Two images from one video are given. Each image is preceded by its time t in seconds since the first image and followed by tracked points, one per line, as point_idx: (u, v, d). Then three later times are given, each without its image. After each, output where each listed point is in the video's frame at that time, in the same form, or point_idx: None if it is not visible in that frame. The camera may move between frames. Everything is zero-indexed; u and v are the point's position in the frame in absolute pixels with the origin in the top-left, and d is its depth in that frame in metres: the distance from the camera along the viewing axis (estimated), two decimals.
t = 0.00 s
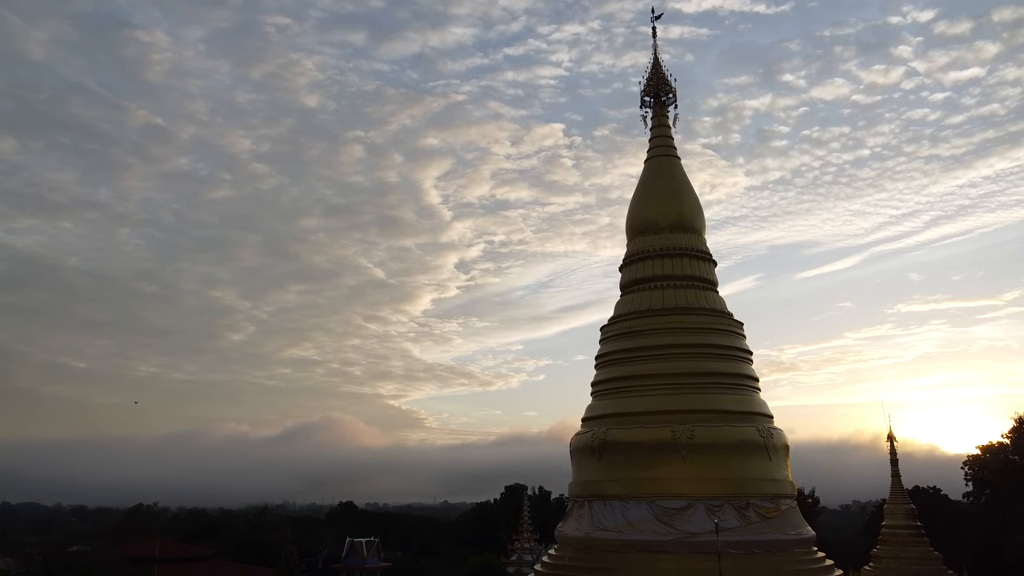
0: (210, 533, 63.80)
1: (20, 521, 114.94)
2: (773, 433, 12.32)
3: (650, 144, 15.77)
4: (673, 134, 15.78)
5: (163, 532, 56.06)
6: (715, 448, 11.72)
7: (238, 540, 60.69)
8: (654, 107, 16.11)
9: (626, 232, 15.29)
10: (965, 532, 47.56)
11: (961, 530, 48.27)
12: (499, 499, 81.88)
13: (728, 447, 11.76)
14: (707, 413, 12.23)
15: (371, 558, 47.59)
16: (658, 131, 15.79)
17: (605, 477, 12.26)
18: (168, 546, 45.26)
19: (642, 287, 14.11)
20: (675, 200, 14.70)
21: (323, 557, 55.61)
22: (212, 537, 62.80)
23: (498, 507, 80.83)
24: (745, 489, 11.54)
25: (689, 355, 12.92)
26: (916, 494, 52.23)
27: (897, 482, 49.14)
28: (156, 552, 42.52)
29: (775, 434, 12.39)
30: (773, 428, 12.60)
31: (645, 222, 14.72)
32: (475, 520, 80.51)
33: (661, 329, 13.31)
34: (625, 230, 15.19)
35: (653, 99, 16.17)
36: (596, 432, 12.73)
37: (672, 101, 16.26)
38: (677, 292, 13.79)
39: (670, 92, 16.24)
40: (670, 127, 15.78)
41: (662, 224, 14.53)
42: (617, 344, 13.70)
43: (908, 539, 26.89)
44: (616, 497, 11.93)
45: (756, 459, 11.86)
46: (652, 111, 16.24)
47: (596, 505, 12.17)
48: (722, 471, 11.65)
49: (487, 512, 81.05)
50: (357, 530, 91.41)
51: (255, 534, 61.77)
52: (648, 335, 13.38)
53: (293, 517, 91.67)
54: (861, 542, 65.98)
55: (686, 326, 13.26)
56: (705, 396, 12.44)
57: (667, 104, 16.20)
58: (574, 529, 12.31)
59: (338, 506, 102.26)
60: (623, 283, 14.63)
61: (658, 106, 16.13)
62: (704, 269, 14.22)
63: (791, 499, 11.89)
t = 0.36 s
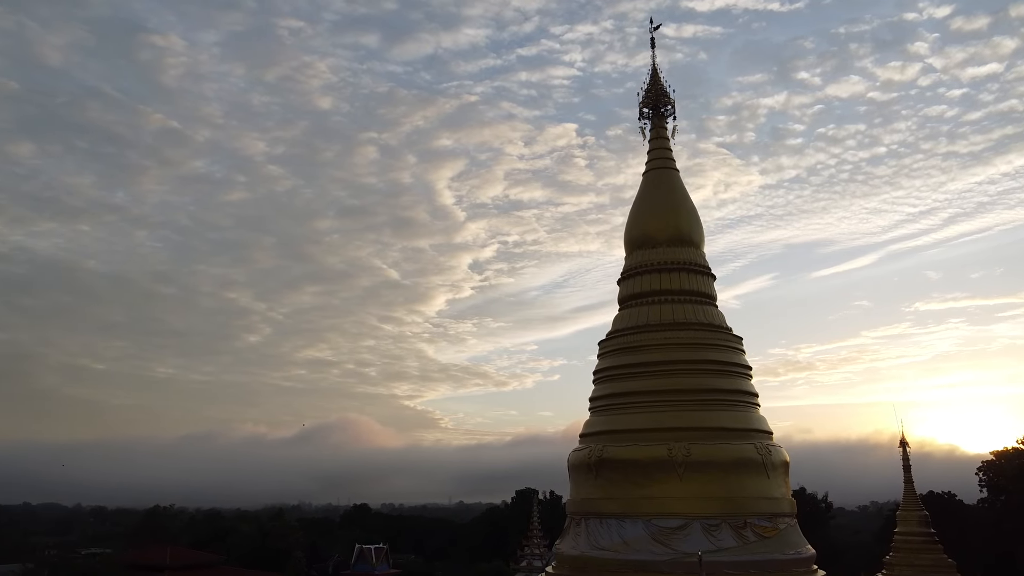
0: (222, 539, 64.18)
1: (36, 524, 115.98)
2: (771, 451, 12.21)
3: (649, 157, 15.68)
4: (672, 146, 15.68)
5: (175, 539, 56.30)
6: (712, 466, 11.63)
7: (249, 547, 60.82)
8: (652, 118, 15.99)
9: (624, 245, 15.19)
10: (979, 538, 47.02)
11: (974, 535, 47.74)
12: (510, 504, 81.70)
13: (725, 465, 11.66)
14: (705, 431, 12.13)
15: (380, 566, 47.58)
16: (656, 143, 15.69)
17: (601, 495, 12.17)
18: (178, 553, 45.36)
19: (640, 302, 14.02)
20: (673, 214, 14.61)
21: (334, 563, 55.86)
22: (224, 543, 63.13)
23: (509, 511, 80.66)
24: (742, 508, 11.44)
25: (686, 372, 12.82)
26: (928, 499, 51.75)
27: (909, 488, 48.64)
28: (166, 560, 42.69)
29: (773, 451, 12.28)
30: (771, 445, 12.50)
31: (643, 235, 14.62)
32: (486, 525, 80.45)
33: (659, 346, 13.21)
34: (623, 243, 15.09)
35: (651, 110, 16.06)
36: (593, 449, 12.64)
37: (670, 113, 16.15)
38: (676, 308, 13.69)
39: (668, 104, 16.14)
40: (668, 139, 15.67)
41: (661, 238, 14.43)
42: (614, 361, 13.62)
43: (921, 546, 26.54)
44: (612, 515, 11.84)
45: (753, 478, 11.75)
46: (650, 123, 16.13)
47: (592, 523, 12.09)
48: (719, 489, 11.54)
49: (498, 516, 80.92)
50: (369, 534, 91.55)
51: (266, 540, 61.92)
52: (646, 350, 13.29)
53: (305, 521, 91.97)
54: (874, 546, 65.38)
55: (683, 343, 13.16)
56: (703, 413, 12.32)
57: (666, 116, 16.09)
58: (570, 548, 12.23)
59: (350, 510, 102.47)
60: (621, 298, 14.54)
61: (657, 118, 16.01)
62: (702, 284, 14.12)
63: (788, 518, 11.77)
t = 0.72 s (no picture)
0: (236, 544, 64.62)
1: (56, 526, 117.41)
2: (772, 468, 12.11)
3: (650, 168, 15.59)
4: (674, 157, 15.57)
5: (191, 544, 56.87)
6: (711, 483, 11.56)
7: (263, 552, 61.25)
8: (653, 130, 15.89)
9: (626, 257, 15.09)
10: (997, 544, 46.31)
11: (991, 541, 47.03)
12: (522, 507, 81.66)
13: (725, 482, 11.58)
14: (705, 447, 12.03)
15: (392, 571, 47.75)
16: (657, 154, 15.61)
17: (601, 513, 12.10)
18: (192, 558, 45.79)
19: (641, 316, 13.93)
20: (674, 226, 14.52)
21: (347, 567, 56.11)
22: (238, 548, 63.57)
23: (522, 515, 80.61)
24: (743, 527, 11.34)
25: (687, 386, 12.73)
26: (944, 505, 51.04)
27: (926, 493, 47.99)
28: (180, 565, 43.14)
29: (775, 469, 12.18)
30: (773, 462, 12.39)
31: (644, 248, 14.54)
32: (500, 529, 80.42)
33: (659, 362, 13.13)
34: (624, 255, 15.00)
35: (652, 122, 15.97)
36: (593, 466, 12.58)
37: (672, 124, 16.05)
38: (676, 322, 13.62)
39: (670, 115, 16.05)
40: (670, 151, 15.58)
41: (661, 251, 14.34)
42: (614, 376, 13.55)
43: (938, 554, 26.10)
44: (612, 534, 11.79)
45: (754, 495, 11.66)
46: (651, 134, 16.04)
47: (592, 542, 12.03)
48: (719, 507, 11.46)
49: (511, 520, 80.92)
50: (384, 537, 91.93)
51: (279, 546, 62.26)
52: (646, 365, 13.22)
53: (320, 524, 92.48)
54: (891, 552, 64.57)
55: (684, 358, 13.07)
56: (703, 430, 12.24)
57: (668, 127, 16.00)
58: (570, 565, 12.16)
59: (365, 513, 102.90)
60: (622, 311, 14.44)
61: (658, 129, 15.92)
62: (704, 297, 14.01)
63: (789, 536, 11.65)
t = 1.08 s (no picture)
0: (250, 548, 64.96)
1: (74, 527, 118.55)
2: (772, 485, 11.99)
3: (651, 180, 15.50)
4: (674, 169, 15.49)
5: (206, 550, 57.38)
6: (710, 501, 11.47)
7: (277, 557, 61.59)
8: (654, 142, 15.82)
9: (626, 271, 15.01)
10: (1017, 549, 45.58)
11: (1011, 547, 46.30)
12: (537, 511, 81.54)
13: (724, 501, 11.50)
14: (705, 465, 11.94)
15: None
16: (658, 167, 15.53)
17: (600, 530, 12.05)
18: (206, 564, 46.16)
19: (641, 331, 13.85)
20: (675, 240, 14.43)
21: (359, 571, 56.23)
22: (252, 553, 63.78)
23: (536, 518, 80.47)
24: (742, 546, 11.25)
25: (686, 402, 12.64)
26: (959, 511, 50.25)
27: (942, 500, 47.32)
28: (194, 571, 43.53)
29: (775, 486, 12.07)
30: (774, 479, 12.29)
31: (644, 262, 14.45)
32: (514, 532, 80.33)
33: (658, 377, 13.05)
34: (625, 269, 14.93)
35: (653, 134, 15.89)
36: (592, 482, 12.54)
37: (673, 136, 15.96)
38: (676, 336, 13.53)
39: (671, 126, 15.97)
40: (670, 163, 15.50)
41: (661, 265, 14.26)
42: (614, 391, 13.47)
43: (955, 561, 25.66)
44: (610, 552, 11.73)
45: (754, 514, 11.56)
46: (652, 146, 15.97)
47: (590, 559, 11.98)
48: (718, 525, 11.37)
49: (525, 523, 80.80)
50: (400, 540, 92.15)
51: (293, 551, 62.61)
52: (646, 381, 13.14)
53: (337, 526, 92.91)
54: (908, 558, 63.68)
55: (684, 373, 12.98)
56: (702, 448, 12.13)
57: (668, 138, 15.91)
58: None
59: (380, 514, 103.24)
60: (623, 326, 14.36)
61: (658, 141, 15.84)
62: (704, 311, 13.91)
63: (790, 555, 11.53)
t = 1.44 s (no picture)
0: (265, 552, 65.32)
1: (95, 528, 120.14)
2: (774, 504, 11.86)
3: (652, 192, 15.41)
4: (675, 182, 15.39)
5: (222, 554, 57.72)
6: (709, 520, 11.36)
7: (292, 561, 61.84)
8: (655, 154, 15.73)
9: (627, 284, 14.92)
10: None
11: None
12: (551, 514, 81.38)
13: (724, 520, 11.39)
14: (705, 483, 11.83)
15: None
16: (659, 179, 15.43)
17: (598, 547, 11.99)
18: (221, 568, 46.42)
19: (641, 346, 13.76)
20: (675, 253, 14.33)
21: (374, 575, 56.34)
22: (267, 556, 64.09)
23: (552, 520, 80.30)
24: (742, 566, 11.14)
25: (686, 419, 12.53)
26: (976, 518, 49.38)
27: (959, 505, 46.75)
28: None
29: (777, 504, 11.94)
30: (776, 496, 12.15)
31: (645, 275, 14.36)
32: (528, 535, 80.20)
33: (658, 394, 12.95)
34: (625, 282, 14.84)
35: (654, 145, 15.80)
36: (591, 499, 12.46)
37: (674, 147, 15.85)
38: (676, 351, 13.42)
39: (672, 137, 15.87)
40: (672, 176, 15.40)
41: (662, 279, 14.16)
42: (614, 407, 13.38)
43: (973, 569, 25.21)
44: (609, 570, 11.66)
45: (755, 533, 11.44)
46: (653, 158, 15.87)
47: None
48: (718, 545, 11.27)
49: (539, 526, 80.64)
50: (416, 541, 92.26)
51: (307, 555, 62.82)
52: (646, 397, 13.03)
53: (355, 527, 93.14)
54: (926, 564, 62.75)
55: (684, 390, 12.87)
56: (702, 465, 12.02)
57: (669, 150, 15.80)
58: None
59: (397, 516, 103.39)
60: (623, 340, 14.26)
61: (659, 152, 15.75)
62: (706, 326, 13.79)
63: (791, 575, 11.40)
